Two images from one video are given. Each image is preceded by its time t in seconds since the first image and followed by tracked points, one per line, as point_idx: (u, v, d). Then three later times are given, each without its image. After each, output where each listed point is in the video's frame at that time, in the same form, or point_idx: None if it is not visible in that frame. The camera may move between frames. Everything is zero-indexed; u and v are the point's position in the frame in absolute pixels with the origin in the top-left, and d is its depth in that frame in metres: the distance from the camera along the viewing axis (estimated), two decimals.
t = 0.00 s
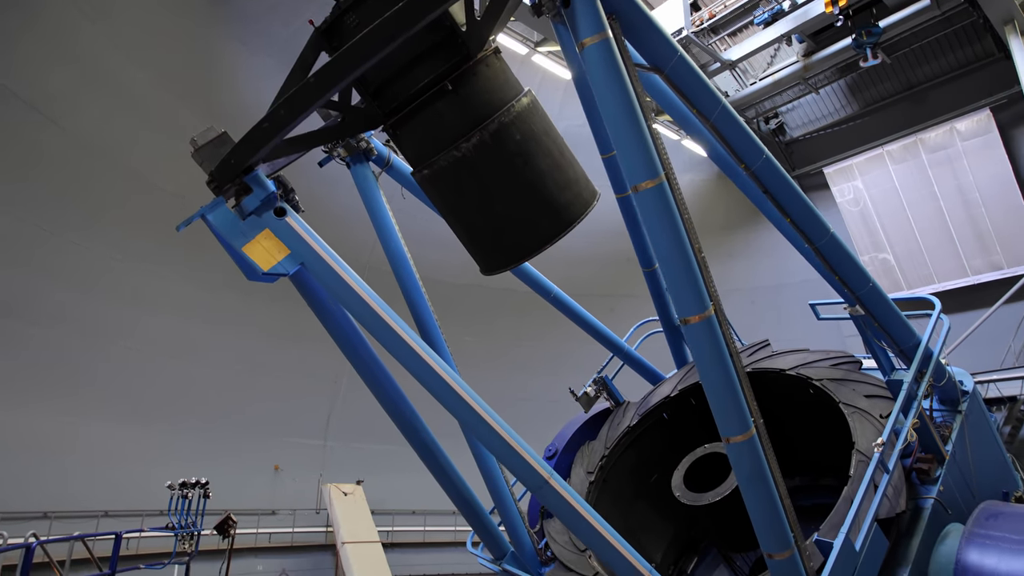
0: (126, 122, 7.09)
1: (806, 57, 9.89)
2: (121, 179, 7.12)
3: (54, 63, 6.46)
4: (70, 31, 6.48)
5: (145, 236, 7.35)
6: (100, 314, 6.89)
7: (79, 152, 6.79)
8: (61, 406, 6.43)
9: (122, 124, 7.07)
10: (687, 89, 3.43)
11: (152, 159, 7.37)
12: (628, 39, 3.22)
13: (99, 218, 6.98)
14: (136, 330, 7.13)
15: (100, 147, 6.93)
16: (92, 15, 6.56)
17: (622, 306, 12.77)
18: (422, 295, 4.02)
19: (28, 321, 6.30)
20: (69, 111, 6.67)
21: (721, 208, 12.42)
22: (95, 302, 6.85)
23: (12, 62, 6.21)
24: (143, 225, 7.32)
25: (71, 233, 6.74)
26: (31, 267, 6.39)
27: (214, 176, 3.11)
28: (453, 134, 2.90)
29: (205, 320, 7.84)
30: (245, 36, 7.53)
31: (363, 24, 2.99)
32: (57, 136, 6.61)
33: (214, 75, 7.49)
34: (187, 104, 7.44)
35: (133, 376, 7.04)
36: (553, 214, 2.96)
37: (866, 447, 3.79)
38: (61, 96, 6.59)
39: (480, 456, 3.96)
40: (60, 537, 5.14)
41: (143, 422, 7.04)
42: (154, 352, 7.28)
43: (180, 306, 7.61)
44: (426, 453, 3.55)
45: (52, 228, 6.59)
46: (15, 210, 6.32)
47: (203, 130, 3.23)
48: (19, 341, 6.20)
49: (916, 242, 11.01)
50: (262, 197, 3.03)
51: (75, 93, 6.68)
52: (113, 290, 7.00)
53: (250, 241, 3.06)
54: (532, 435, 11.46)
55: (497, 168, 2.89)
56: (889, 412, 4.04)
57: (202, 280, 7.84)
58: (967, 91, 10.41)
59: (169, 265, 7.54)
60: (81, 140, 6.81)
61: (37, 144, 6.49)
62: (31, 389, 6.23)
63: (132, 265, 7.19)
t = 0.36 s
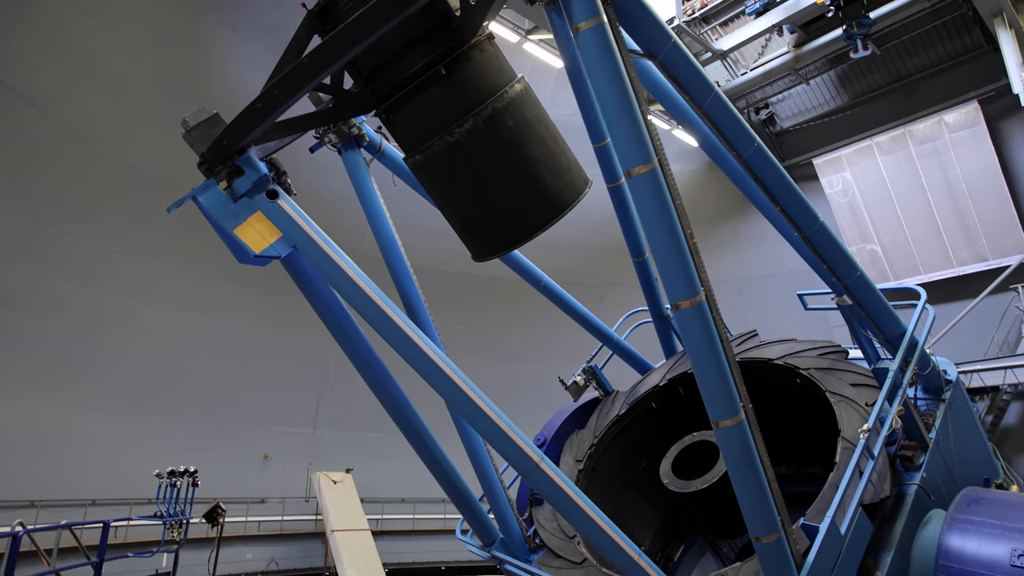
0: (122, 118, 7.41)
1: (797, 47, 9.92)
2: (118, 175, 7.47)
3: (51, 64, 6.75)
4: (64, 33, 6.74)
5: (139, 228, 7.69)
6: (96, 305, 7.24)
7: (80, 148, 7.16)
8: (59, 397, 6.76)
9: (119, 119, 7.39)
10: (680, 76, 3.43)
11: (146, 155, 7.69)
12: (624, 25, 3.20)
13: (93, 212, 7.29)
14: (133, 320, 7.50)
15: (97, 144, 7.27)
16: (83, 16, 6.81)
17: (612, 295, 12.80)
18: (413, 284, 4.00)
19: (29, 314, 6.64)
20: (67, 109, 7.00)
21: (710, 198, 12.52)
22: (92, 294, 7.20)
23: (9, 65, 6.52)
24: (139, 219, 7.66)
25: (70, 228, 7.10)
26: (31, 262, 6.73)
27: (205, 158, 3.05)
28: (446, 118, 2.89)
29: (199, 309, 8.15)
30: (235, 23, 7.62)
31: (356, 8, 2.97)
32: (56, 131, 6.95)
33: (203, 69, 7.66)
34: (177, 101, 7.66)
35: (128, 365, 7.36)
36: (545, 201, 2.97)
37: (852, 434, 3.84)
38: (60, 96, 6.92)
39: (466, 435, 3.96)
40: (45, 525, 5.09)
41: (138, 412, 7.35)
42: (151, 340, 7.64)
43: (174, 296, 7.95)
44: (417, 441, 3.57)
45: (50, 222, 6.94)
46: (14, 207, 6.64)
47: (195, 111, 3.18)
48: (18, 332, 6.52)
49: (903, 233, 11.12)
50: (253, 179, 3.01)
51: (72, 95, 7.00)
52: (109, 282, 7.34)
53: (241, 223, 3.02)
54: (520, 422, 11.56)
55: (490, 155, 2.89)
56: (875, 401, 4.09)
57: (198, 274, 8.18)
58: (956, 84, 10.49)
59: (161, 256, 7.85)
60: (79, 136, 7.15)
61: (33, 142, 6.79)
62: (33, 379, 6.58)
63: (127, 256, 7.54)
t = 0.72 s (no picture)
0: (124, 116, 8.01)
1: (788, 36, 9.90)
2: (120, 169, 8.06)
3: (56, 69, 7.36)
4: (65, 40, 7.31)
5: (139, 218, 8.28)
6: (98, 294, 7.89)
7: (84, 145, 7.74)
8: (59, 385, 7.40)
9: (118, 118, 7.96)
10: (673, 61, 3.43)
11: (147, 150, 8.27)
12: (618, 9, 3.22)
13: (96, 199, 7.87)
14: (129, 309, 8.11)
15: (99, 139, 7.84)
16: (84, 20, 7.36)
17: (603, 283, 12.86)
18: (403, 269, 3.95)
19: (37, 303, 7.31)
20: (74, 108, 7.60)
21: (702, 186, 12.56)
22: (93, 285, 7.83)
23: (16, 70, 7.10)
24: (137, 212, 8.24)
25: (74, 221, 7.71)
26: (37, 255, 7.37)
27: (197, 138, 3.02)
28: (439, 102, 2.87)
29: (194, 295, 8.80)
30: (222, 5, 8.10)
31: None
32: (62, 130, 7.54)
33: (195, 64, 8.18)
34: (174, 95, 8.20)
35: (125, 350, 8.01)
36: (537, 186, 2.97)
37: (838, 420, 3.89)
38: (66, 97, 7.54)
39: (451, 411, 3.94)
40: (31, 513, 4.99)
41: (131, 399, 7.98)
42: (149, 328, 8.30)
43: (173, 285, 8.60)
44: (408, 425, 3.58)
45: (62, 212, 7.63)
46: (21, 203, 7.25)
47: (186, 90, 3.14)
48: (26, 321, 7.21)
49: (890, 223, 11.23)
50: (245, 159, 2.96)
51: (75, 97, 7.60)
52: (109, 272, 7.96)
53: (233, 205, 2.98)
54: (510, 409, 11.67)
55: (484, 139, 2.88)
56: (861, 387, 4.13)
57: (202, 256, 8.93)
58: (948, 74, 10.52)
59: (160, 246, 8.49)
60: (85, 132, 7.74)
61: (42, 141, 7.41)
62: (42, 365, 7.29)
63: (129, 245, 8.19)
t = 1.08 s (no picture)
0: (115, 103, 7.92)
1: (782, 26, 9.90)
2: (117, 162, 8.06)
3: (55, 63, 7.33)
4: (58, 27, 7.23)
5: (136, 210, 8.27)
6: (96, 286, 7.92)
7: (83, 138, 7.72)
8: (58, 374, 7.44)
9: (113, 111, 7.91)
10: (669, 46, 3.42)
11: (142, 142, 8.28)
12: None
13: (95, 188, 7.87)
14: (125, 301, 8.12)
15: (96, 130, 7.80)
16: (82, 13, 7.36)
17: (594, 272, 12.89)
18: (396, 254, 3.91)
19: (34, 295, 7.34)
20: (72, 101, 7.57)
21: (694, 174, 12.60)
22: (88, 275, 7.83)
23: (13, 61, 7.03)
24: (134, 204, 8.22)
25: (71, 213, 7.70)
26: (36, 248, 7.40)
27: (192, 119, 3.01)
28: (433, 86, 2.86)
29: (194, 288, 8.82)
30: None
31: None
32: (60, 123, 7.51)
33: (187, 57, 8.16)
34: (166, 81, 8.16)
35: (122, 341, 8.05)
36: (532, 172, 2.96)
37: (828, 408, 3.93)
38: (63, 91, 7.50)
39: (439, 390, 3.92)
40: (21, 503, 4.93)
41: (129, 389, 8.01)
42: (144, 320, 8.31)
43: (169, 278, 8.60)
44: (400, 411, 3.58)
45: (61, 204, 7.62)
46: (21, 198, 7.23)
47: (180, 71, 3.11)
48: (25, 312, 7.26)
49: (881, 214, 11.28)
50: (240, 141, 2.94)
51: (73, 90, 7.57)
52: (104, 262, 7.95)
53: (226, 186, 2.98)
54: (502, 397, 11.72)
55: (479, 124, 2.88)
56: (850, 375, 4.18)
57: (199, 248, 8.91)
58: (942, 63, 10.57)
59: (157, 238, 8.47)
60: (83, 125, 7.72)
61: (41, 136, 7.39)
62: (42, 357, 7.34)
63: (126, 238, 8.17)
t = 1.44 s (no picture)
0: (112, 92, 8.18)
1: (773, 15, 9.90)
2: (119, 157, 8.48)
3: (58, 63, 7.61)
4: (46, 11, 7.29)
5: (136, 203, 8.68)
6: (96, 277, 8.32)
7: (85, 134, 8.08)
8: (58, 365, 7.85)
9: (112, 103, 8.25)
10: (663, 32, 3.42)
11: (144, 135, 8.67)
12: None
13: (97, 185, 8.26)
14: (123, 291, 8.54)
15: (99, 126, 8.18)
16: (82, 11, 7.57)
17: (584, 261, 12.95)
18: (386, 241, 3.88)
19: (38, 287, 7.73)
20: (76, 98, 7.91)
21: (684, 162, 12.65)
22: (85, 263, 8.18)
23: (14, 60, 7.26)
24: (135, 197, 8.63)
25: (74, 207, 8.06)
26: (38, 241, 7.75)
27: (182, 100, 2.96)
28: (425, 69, 2.84)
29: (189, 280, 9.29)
30: None
31: None
32: (62, 119, 7.84)
33: (177, 45, 8.31)
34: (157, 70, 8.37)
35: (121, 331, 8.50)
36: (525, 159, 2.96)
37: (815, 395, 3.98)
38: (65, 88, 7.81)
39: (426, 367, 3.88)
40: (10, 492, 4.86)
41: (127, 378, 8.48)
42: (141, 310, 8.75)
43: (166, 269, 9.06)
44: (391, 397, 3.58)
45: (63, 197, 7.98)
46: (21, 188, 7.54)
47: (171, 51, 3.07)
48: (28, 303, 7.62)
49: (869, 204, 11.38)
50: (231, 123, 2.92)
51: (71, 86, 7.85)
52: (103, 249, 8.34)
53: (218, 167, 3.02)
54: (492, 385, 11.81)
55: (473, 109, 2.87)
56: (837, 363, 4.22)
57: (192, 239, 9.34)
58: (931, 53, 10.62)
59: (157, 229, 8.92)
60: (86, 121, 8.06)
61: (45, 133, 7.72)
62: (43, 349, 7.72)
63: (126, 228, 8.58)
